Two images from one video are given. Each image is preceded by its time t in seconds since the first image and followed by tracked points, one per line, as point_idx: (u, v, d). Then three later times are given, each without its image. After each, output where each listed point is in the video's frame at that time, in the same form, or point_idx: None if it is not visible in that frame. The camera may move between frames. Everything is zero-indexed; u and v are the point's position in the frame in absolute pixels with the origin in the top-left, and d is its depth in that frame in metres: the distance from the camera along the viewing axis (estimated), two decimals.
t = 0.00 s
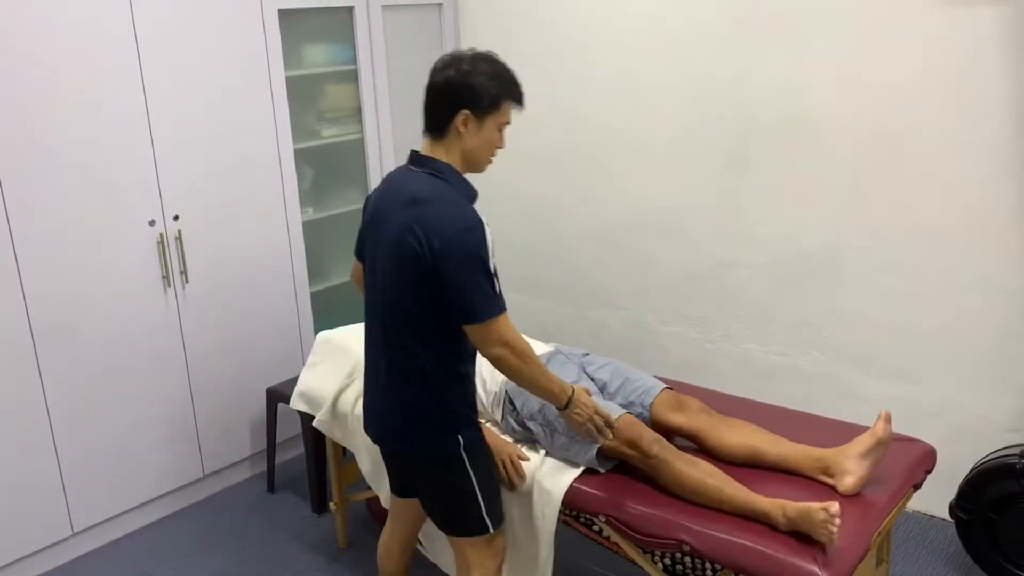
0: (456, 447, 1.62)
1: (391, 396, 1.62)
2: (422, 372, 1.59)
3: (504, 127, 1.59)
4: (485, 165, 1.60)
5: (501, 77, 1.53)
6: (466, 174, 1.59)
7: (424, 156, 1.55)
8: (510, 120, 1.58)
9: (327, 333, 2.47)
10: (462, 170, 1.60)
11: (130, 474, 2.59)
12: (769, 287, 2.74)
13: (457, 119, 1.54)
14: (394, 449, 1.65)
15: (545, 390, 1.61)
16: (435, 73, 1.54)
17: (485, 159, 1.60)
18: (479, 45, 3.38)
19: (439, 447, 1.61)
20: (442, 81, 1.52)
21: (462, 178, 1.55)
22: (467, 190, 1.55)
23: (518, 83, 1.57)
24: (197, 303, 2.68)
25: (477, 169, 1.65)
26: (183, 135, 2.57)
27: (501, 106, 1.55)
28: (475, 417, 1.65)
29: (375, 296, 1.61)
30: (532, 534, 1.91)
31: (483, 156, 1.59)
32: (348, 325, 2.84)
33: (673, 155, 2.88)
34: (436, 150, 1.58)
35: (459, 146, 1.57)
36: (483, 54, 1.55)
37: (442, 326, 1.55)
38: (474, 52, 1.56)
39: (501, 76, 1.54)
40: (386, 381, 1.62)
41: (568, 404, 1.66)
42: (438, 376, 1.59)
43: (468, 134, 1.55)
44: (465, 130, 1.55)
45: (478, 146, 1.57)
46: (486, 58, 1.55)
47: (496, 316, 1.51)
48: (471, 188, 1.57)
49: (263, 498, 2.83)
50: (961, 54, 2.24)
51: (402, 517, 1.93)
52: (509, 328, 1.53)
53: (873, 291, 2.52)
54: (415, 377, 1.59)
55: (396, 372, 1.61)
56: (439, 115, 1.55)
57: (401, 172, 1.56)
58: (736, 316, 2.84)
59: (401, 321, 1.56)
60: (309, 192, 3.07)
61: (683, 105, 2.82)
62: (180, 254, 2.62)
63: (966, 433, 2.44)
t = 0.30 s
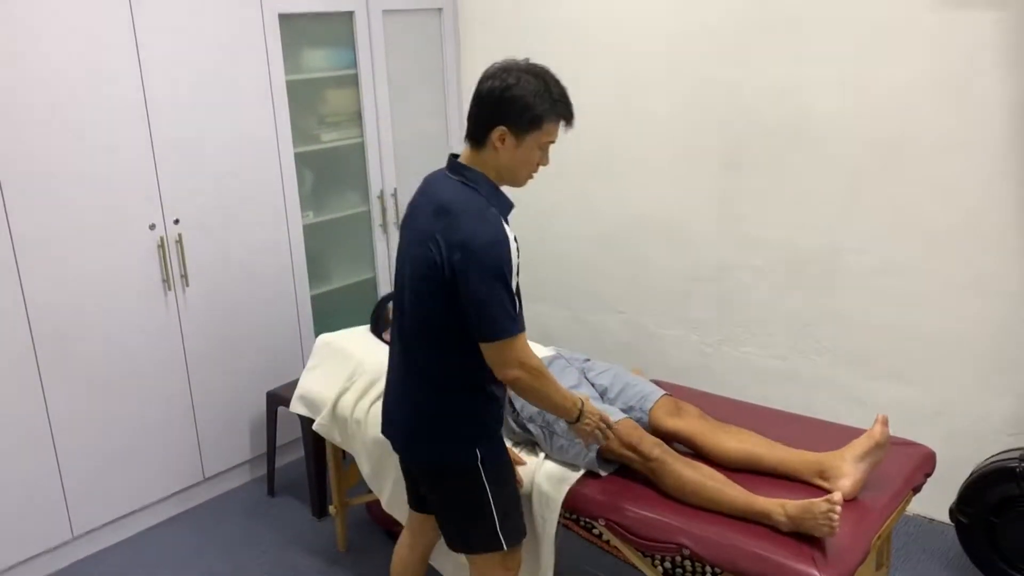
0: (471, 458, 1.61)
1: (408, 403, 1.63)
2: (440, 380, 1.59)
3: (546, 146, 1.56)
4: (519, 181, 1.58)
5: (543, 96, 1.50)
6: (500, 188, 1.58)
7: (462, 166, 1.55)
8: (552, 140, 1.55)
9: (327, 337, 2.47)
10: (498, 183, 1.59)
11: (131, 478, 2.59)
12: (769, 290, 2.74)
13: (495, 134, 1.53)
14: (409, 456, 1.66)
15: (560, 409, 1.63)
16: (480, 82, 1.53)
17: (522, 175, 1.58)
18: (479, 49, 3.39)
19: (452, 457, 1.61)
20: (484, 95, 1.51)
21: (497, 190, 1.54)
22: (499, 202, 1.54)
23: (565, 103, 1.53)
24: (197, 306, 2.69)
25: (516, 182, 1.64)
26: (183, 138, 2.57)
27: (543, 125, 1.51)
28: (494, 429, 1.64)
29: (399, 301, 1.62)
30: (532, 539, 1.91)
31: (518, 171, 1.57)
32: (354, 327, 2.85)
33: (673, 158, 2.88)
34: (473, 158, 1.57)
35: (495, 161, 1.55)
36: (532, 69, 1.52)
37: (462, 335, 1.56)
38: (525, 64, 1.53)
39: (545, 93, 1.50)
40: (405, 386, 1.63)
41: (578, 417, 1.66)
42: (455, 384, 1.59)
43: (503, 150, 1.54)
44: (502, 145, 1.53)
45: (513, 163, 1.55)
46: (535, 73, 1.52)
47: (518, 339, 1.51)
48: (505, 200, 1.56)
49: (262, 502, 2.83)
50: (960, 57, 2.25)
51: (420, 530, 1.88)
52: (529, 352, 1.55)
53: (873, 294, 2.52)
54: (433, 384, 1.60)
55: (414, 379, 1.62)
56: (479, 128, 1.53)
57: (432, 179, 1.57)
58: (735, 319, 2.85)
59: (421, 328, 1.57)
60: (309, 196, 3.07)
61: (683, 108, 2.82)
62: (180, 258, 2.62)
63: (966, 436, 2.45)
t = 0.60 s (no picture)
0: (436, 459, 1.58)
1: (388, 407, 1.64)
2: (409, 380, 1.58)
3: (495, 135, 1.50)
4: (471, 173, 1.53)
5: (480, 80, 1.46)
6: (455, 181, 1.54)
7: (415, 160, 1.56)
8: (496, 127, 1.48)
9: (322, 341, 2.45)
10: (453, 176, 1.55)
11: (123, 484, 2.56)
12: (768, 296, 2.72)
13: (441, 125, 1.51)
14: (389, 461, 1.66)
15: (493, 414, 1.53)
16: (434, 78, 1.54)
17: (473, 166, 1.52)
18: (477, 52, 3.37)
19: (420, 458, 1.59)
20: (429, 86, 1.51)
21: (445, 182, 1.51)
22: (448, 193, 1.51)
23: (506, 88, 1.48)
24: (191, 310, 2.66)
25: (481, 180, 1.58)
26: (177, 140, 2.55)
27: (479, 107, 1.46)
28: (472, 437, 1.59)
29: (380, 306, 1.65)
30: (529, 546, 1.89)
31: (466, 162, 1.52)
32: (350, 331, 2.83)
33: (671, 162, 2.86)
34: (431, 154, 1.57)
35: (445, 151, 1.53)
36: (478, 58, 1.49)
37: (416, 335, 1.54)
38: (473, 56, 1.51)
39: (483, 78, 1.47)
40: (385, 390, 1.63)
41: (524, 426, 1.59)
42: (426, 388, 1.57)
43: (449, 139, 1.51)
44: (449, 136, 1.51)
45: (461, 152, 1.51)
46: (479, 62, 1.49)
47: (437, 332, 1.45)
48: (456, 193, 1.52)
49: (257, 508, 2.80)
50: (960, 61, 2.23)
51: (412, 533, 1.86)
52: (454, 350, 1.47)
53: (873, 300, 2.50)
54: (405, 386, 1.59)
55: (390, 382, 1.62)
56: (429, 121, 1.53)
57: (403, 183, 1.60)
58: (734, 325, 2.82)
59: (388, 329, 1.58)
60: (305, 200, 3.05)
61: (681, 112, 2.80)
62: (175, 261, 2.60)
63: (966, 443, 2.42)
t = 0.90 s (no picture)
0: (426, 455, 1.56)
1: (375, 403, 1.62)
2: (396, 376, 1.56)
3: (488, 131, 1.49)
4: (467, 171, 1.51)
5: (473, 77, 1.45)
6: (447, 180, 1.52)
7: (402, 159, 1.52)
8: (491, 123, 1.48)
9: (314, 344, 2.42)
10: (444, 176, 1.52)
11: (111, 488, 2.53)
12: (766, 298, 2.70)
13: (433, 122, 1.49)
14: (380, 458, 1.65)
15: (459, 421, 1.46)
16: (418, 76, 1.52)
17: (466, 163, 1.50)
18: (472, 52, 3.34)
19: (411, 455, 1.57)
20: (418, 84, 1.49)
21: (438, 181, 1.49)
22: (436, 191, 1.48)
23: (501, 85, 1.48)
24: (182, 312, 2.62)
25: (471, 179, 1.57)
26: (169, 140, 2.51)
27: (474, 106, 1.45)
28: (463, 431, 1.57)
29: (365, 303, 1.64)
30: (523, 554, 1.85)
31: (460, 159, 1.50)
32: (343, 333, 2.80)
33: (669, 163, 2.84)
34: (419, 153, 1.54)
35: (437, 150, 1.50)
36: (468, 55, 1.49)
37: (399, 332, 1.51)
38: (461, 53, 1.51)
39: (475, 74, 1.46)
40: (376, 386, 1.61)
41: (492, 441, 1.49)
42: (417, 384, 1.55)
43: (442, 136, 1.49)
44: (441, 133, 1.49)
45: (455, 149, 1.49)
46: (470, 59, 1.48)
47: (408, 332, 1.43)
48: (447, 191, 1.49)
49: (249, 512, 2.76)
50: (960, 61, 2.22)
51: (402, 535, 1.81)
52: (424, 350, 1.44)
53: (872, 303, 2.48)
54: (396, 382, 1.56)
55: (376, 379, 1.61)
56: (417, 119, 1.51)
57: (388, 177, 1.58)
58: (732, 327, 2.80)
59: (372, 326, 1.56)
60: (300, 200, 3.02)
61: (679, 113, 2.78)
62: (166, 262, 2.56)
63: (966, 447, 2.40)
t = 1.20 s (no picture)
0: (450, 479, 1.49)
1: (388, 421, 1.50)
2: (425, 401, 1.46)
3: (552, 154, 1.43)
4: (526, 195, 1.45)
5: (545, 100, 1.37)
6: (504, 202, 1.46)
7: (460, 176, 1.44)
8: (558, 148, 1.41)
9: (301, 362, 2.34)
10: (500, 196, 1.46)
11: (94, 513, 2.45)
12: (767, 308, 2.63)
13: (495, 142, 1.41)
14: (385, 476, 1.53)
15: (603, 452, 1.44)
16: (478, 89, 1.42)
17: (527, 186, 1.45)
18: (463, 65, 3.30)
19: (433, 474, 1.49)
20: (482, 100, 1.39)
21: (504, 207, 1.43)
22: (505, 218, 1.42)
23: (572, 108, 1.41)
24: (167, 331, 2.55)
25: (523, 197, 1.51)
26: (152, 155, 2.45)
27: (542, 129, 1.38)
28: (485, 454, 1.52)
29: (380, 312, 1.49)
30: None
31: (522, 182, 1.44)
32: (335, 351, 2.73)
33: (665, 172, 2.78)
34: (474, 170, 1.46)
35: (496, 171, 1.43)
36: (534, 72, 1.40)
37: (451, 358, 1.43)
38: (527, 69, 1.41)
39: (547, 97, 1.38)
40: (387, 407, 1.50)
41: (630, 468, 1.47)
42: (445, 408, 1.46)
43: (504, 159, 1.41)
44: (503, 155, 1.41)
45: (516, 173, 1.42)
46: (537, 77, 1.40)
47: (522, 365, 1.37)
48: (509, 216, 1.44)
49: (237, 538, 2.67)
50: (960, 59, 2.16)
51: (387, 558, 1.72)
52: (547, 379, 1.39)
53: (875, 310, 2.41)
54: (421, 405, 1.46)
55: (388, 399, 1.49)
56: (475, 136, 1.42)
57: (431, 185, 1.46)
58: (733, 339, 2.72)
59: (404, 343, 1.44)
60: (288, 217, 2.97)
61: (674, 121, 2.72)
62: (150, 281, 2.50)
63: (977, 458, 2.32)
